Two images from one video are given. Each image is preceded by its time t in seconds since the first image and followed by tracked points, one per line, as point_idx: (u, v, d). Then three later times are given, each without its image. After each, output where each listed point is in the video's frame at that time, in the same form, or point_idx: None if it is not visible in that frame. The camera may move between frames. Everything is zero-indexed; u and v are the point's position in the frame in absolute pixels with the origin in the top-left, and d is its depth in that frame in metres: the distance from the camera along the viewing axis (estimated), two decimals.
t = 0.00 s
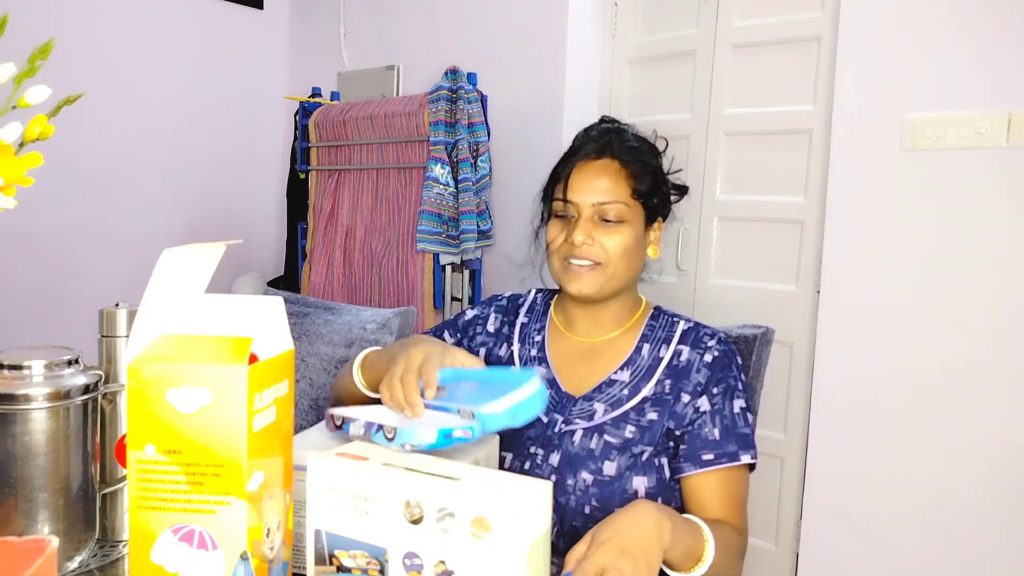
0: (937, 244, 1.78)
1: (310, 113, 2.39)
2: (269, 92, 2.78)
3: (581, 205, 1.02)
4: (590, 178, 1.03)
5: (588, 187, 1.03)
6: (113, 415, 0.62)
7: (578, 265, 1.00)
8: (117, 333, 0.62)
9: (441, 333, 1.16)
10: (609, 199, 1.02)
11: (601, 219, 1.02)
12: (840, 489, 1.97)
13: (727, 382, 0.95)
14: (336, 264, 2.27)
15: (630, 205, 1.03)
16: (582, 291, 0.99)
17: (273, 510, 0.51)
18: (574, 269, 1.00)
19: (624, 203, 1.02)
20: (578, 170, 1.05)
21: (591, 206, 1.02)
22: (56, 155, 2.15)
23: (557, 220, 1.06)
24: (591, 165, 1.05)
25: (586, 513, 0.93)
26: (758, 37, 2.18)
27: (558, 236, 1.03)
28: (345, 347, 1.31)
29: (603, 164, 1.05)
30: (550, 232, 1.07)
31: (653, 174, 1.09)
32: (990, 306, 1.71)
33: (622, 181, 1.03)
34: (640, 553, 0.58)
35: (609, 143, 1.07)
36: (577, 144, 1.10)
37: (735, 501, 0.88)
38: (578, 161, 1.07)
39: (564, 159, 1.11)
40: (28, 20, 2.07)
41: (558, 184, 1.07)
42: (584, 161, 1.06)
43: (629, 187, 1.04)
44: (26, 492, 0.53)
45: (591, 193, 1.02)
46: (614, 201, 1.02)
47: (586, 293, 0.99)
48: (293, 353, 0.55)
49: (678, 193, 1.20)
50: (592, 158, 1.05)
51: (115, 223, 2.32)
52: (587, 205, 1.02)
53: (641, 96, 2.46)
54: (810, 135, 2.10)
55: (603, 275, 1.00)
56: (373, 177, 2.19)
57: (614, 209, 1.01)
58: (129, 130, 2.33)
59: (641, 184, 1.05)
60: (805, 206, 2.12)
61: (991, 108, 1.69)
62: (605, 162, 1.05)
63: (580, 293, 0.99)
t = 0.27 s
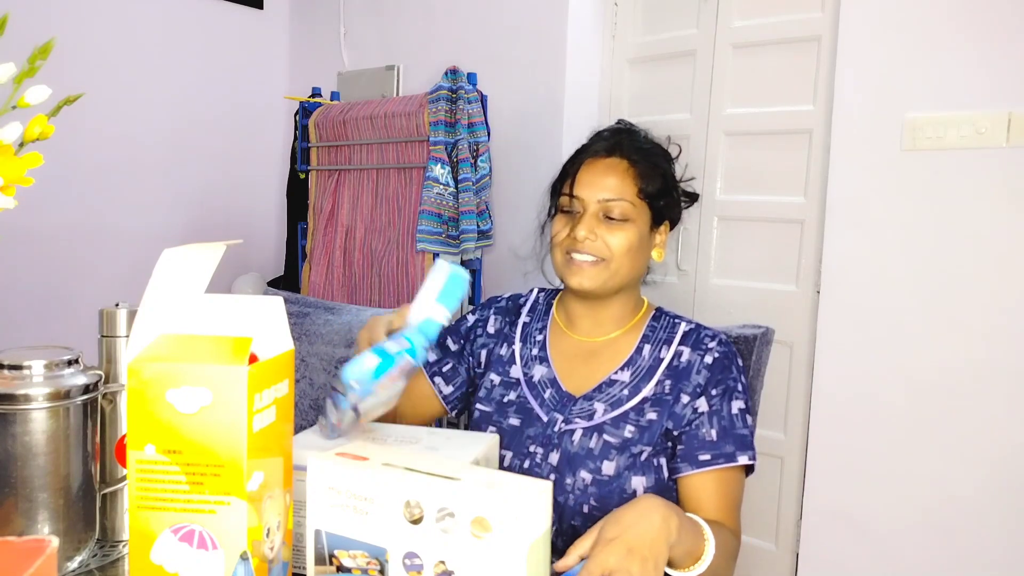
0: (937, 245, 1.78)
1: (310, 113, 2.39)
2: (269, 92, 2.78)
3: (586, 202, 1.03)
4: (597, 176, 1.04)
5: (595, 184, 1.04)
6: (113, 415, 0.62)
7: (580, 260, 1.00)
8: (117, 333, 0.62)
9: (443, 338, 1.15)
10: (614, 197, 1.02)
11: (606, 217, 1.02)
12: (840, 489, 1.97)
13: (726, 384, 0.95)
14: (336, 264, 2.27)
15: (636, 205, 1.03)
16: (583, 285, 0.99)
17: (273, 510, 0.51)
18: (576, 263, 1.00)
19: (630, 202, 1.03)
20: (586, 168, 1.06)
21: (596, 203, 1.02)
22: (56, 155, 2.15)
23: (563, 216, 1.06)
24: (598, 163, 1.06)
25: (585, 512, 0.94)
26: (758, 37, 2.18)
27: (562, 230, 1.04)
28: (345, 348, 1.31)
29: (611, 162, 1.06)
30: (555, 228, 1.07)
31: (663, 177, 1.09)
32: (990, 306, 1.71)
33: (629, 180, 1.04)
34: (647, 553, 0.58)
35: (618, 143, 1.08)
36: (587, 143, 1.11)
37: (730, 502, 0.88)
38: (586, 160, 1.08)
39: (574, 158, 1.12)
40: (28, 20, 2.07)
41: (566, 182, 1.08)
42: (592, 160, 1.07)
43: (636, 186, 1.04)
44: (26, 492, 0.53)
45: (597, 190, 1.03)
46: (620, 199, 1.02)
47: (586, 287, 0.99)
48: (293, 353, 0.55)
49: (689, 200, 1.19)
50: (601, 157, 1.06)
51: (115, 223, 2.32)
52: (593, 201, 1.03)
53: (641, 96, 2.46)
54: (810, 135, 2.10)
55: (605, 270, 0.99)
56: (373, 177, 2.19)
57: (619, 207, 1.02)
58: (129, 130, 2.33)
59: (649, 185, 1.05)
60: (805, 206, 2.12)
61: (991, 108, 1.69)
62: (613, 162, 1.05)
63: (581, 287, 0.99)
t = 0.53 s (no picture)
0: (937, 245, 1.78)
1: (309, 113, 2.39)
2: (269, 92, 2.78)
3: (584, 197, 1.04)
4: (596, 173, 1.05)
5: (594, 180, 1.04)
6: (113, 415, 0.62)
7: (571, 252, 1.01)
8: (117, 333, 0.62)
9: (447, 347, 1.14)
10: (611, 193, 1.02)
11: (601, 213, 1.02)
12: (840, 489, 1.97)
13: (724, 384, 0.95)
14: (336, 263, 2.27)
15: (633, 204, 1.03)
16: (572, 277, 1.00)
17: (273, 510, 0.51)
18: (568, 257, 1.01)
19: (627, 200, 1.03)
20: (588, 164, 1.07)
21: (592, 198, 1.03)
22: (56, 155, 2.15)
23: (563, 212, 1.08)
24: (599, 161, 1.06)
25: (582, 512, 0.94)
26: (758, 37, 2.18)
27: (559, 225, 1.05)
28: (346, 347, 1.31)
29: (611, 160, 1.06)
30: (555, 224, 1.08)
31: (669, 180, 1.08)
32: (990, 305, 1.71)
33: (629, 179, 1.04)
34: (650, 543, 0.58)
35: (623, 143, 1.08)
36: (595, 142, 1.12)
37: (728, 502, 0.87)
38: (591, 157, 1.09)
39: (581, 156, 1.13)
40: (28, 20, 2.07)
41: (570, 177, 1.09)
42: (595, 157, 1.08)
43: (636, 185, 1.04)
44: (26, 492, 0.53)
45: (596, 186, 1.03)
46: (616, 197, 1.03)
47: (576, 281, 1.00)
48: (293, 353, 0.55)
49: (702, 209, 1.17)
50: (605, 155, 1.07)
51: (115, 223, 2.32)
52: (590, 197, 1.03)
53: (641, 96, 2.46)
54: (810, 135, 2.10)
55: (596, 265, 1.00)
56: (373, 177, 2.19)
57: (614, 203, 1.02)
58: (129, 130, 2.33)
59: (651, 186, 1.05)
60: (805, 206, 2.12)
61: (992, 108, 1.69)
62: (615, 160, 1.06)
63: (570, 279, 1.00)
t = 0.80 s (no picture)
0: (937, 245, 1.78)
1: (310, 113, 2.39)
2: (269, 93, 2.78)
3: (580, 197, 1.05)
4: (593, 173, 1.05)
5: (591, 181, 1.05)
6: (113, 415, 0.62)
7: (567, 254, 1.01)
8: (117, 333, 0.62)
9: (449, 351, 1.14)
10: (607, 194, 1.03)
11: (597, 213, 1.03)
12: (840, 489, 1.97)
13: (721, 385, 0.95)
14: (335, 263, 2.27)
15: (630, 204, 1.04)
16: (567, 278, 1.00)
17: (273, 510, 0.51)
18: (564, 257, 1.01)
19: (623, 200, 1.03)
20: (585, 165, 1.08)
21: (588, 198, 1.04)
22: (56, 155, 2.15)
23: (561, 213, 1.08)
24: (597, 162, 1.07)
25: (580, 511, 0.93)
26: (758, 36, 2.18)
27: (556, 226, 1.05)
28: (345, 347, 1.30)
29: (609, 161, 1.07)
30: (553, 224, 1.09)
31: (669, 180, 1.08)
32: (990, 305, 1.71)
33: (625, 179, 1.05)
34: (666, 490, 0.56)
35: (621, 143, 1.09)
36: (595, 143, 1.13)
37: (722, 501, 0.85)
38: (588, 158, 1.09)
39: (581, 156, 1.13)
40: (28, 19, 2.07)
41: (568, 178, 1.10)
42: (592, 158, 1.09)
43: (632, 185, 1.05)
44: (26, 492, 0.53)
45: (592, 187, 1.04)
46: (612, 197, 1.03)
47: (572, 282, 1.00)
48: (293, 353, 0.55)
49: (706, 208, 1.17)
50: (603, 156, 1.08)
51: (115, 223, 2.32)
52: (588, 196, 1.04)
53: (641, 95, 2.46)
54: (810, 135, 2.10)
55: (592, 266, 1.00)
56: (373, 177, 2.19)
57: (610, 203, 1.02)
58: (129, 130, 2.33)
59: (649, 186, 1.05)
60: (805, 206, 2.12)
61: (992, 108, 1.69)
62: (612, 160, 1.07)
63: (566, 280, 1.01)
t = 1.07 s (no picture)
0: (937, 245, 1.78)
1: (310, 113, 2.39)
2: (269, 93, 2.78)
3: (592, 194, 1.03)
4: (604, 171, 1.04)
5: (602, 179, 1.04)
6: (113, 415, 0.62)
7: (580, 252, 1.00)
8: (117, 333, 0.62)
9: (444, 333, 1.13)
10: (620, 191, 1.02)
11: (609, 211, 1.02)
12: (840, 489, 1.97)
13: (714, 375, 0.94)
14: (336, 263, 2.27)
15: (640, 202, 1.03)
16: (581, 278, 0.99)
17: (273, 510, 0.51)
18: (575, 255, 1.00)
19: (635, 198, 1.03)
20: (593, 161, 1.07)
21: (601, 195, 1.03)
22: (56, 155, 2.15)
23: (568, 210, 1.07)
24: (606, 159, 1.06)
25: (583, 506, 0.92)
26: (758, 37, 2.18)
27: (566, 223, 1.04)
28: (345, 347, 1.30)
29: (618, 158, 1.06)
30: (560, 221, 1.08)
31: (673, 179, 1.09)
32: (990, 305, 1.71)
33: (636, 178, 1.04)
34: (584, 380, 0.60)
35: (628, 141, 1.08)
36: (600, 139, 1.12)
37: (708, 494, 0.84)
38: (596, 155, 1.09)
39: (585, 153, 1.13)
40: (28, 19, 2.07)
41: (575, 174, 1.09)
42: (600, 155, 1.08)
43: (642, 183, 1.05)
44: (26, 492, 0.53)
45: (604, 184, 1.03)
46: (624, 194, 1.03)
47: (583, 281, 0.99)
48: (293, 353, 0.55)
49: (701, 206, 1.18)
50: (611, 153, 1.07)
51: (115, 223, 2.32)
52: (599, 194, 1.03)
53: (641, 96, 2.46)
54: (810, 135, 2.10)
55: (603, 265, 0.99)
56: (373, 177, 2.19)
57: (623, 201, 1.02)
58: (129, 131, 2.33)
59: (657, 185, 1.06)
60: (805, 206, 2.12)
61: (992, 108, 1.69)
62: (621, 157, 1.06)
63: (579, 280, 0.99)
